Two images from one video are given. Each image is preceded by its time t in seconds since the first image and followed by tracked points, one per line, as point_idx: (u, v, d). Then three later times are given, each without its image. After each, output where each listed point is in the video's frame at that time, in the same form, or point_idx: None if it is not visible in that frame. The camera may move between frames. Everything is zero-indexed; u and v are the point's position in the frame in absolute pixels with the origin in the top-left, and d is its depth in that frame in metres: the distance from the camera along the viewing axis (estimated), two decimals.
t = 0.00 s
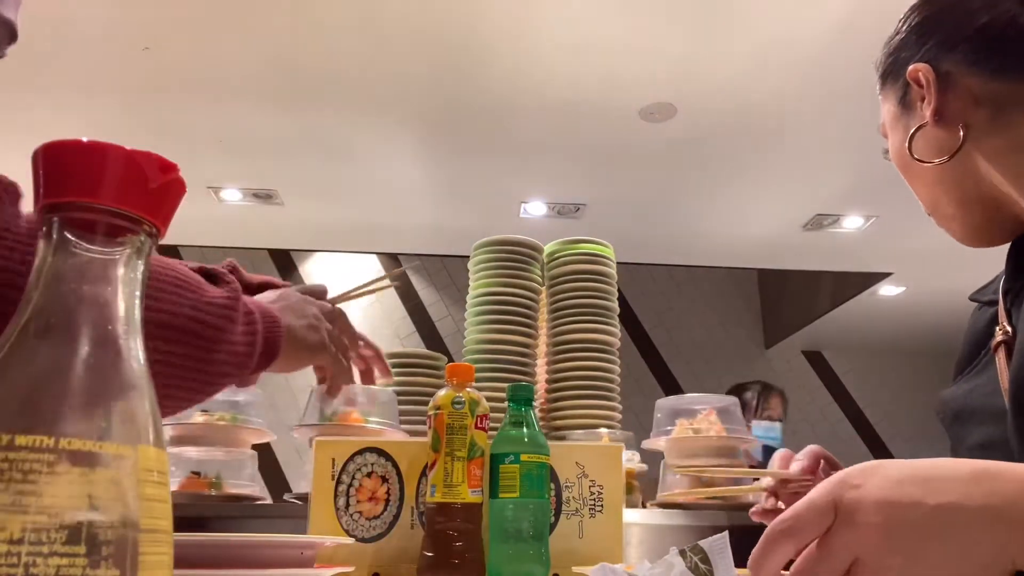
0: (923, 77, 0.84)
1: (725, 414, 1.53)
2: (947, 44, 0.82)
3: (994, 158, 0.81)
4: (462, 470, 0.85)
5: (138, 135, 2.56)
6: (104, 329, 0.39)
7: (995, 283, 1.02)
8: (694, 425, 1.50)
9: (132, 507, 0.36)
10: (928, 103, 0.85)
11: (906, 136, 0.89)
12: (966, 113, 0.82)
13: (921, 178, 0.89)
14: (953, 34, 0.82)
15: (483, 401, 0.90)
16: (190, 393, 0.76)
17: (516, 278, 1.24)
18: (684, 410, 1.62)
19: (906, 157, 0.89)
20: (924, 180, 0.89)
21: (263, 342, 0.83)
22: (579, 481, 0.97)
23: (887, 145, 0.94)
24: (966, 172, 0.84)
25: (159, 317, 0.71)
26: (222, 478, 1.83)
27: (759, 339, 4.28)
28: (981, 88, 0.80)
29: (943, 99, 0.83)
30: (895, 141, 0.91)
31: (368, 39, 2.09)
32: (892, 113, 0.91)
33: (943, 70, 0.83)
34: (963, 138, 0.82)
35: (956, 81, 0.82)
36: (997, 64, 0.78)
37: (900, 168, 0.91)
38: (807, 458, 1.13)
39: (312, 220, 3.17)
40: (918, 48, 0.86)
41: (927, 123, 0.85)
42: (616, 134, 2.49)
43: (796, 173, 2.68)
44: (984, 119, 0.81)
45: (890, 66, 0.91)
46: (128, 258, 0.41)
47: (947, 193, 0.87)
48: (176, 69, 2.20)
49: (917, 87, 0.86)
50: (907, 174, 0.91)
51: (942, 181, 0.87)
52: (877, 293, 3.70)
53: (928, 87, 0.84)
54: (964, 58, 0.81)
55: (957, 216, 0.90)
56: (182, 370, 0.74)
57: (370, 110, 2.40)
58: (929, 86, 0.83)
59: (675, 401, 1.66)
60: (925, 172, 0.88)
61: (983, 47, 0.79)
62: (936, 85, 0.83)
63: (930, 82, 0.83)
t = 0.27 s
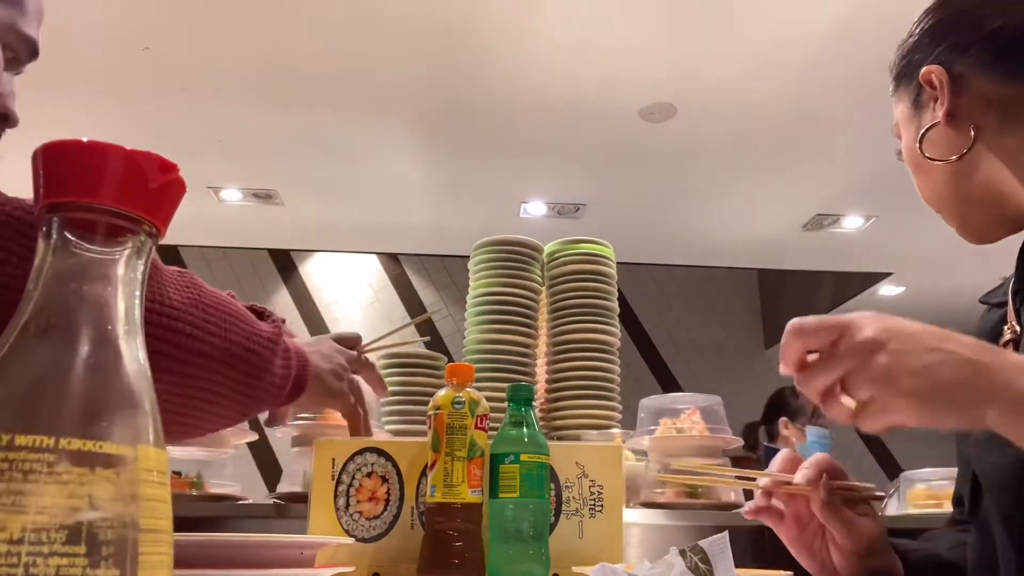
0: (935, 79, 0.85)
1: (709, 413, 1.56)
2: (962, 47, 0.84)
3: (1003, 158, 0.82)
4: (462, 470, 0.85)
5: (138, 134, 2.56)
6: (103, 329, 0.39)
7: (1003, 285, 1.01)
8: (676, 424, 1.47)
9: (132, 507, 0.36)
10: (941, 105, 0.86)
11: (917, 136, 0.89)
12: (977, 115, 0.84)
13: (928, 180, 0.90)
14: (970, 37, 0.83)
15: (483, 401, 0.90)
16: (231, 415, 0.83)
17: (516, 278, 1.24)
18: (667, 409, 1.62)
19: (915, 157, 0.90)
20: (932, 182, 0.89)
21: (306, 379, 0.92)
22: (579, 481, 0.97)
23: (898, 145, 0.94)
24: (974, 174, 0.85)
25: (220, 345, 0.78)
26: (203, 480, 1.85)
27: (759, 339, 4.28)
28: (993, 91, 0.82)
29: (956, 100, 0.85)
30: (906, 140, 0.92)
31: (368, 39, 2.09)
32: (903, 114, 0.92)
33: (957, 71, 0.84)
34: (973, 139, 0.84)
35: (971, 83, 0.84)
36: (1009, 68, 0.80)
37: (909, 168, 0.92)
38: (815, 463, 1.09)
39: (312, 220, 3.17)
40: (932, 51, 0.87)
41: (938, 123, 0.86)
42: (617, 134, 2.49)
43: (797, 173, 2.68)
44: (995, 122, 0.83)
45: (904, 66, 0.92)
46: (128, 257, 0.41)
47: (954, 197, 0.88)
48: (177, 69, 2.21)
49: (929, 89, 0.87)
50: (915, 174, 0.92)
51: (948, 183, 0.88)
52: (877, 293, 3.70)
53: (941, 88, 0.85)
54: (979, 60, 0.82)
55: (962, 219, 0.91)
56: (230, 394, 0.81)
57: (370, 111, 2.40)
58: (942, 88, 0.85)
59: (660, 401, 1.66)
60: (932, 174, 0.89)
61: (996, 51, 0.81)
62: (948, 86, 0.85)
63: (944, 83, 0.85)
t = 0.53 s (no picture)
0: (960, 87, 0.81)
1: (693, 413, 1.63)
2: (988, 56, 0.80)
3: None
4: (462, 470, 0.85)
5: (138, 135, 2.56)
6: (103, 328, 0.39)
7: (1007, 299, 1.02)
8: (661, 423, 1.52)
9: (132, 507, 0.36)
10: (966, 114, 0.81)
11: (942, 144, 0.85)
12: (1003, 124, 0.80)
13: (950, 190, 0.86)
14: (995, 45, 0.79)
15: (483, 401, 0.90)
16: (228, 444, 0.85)
17: (516, 278, 1.23)
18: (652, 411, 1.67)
19: (938, 165, 0.86)
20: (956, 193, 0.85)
21: (297, 406, 0.96)
22: (579, 481, 0.97)
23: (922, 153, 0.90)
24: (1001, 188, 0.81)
25: (229, 376, 0.79)
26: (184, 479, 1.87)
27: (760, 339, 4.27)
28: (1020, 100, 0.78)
29: (982, 111, 0.81)
30: (927, 147, 0.88)
31: (368, 39, 2.09)
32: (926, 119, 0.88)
33: (982, 80, 0.80)
34: (998, 148, 0.80)
35: (996, 92, 0.80)
36: None
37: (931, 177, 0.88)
38: (806, 470, 1.06)
39: (313, 220, 3.17)
40: (958, 59, 0.83)
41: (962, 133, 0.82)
42: (617, 134, 2.49)
43: (797, 173, 2.68)
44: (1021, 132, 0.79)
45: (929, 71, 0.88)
46: (128, 257, 0.41)
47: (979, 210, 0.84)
48: (177, 69, 2.21)
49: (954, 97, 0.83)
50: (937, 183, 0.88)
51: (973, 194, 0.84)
52: (877, 293, 3.69)
53: (965, 96, 0.81)
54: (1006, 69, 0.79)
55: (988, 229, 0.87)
56: (232, 423, 0.83)
57: (370, 111, 2.41)
58: (968, 95, 0.81)
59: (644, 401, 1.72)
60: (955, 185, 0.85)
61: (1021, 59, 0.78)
62: (974, 94, 0.81)
63: (969, 91, 0.81)
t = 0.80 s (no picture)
0: (983, 103, 0.90)
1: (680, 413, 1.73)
2: (1009, 76, 0.89)
3: None
4: (462, 470, 0.85)
5: (138, 135, 2.56)
6: (103, 328, 0.39)
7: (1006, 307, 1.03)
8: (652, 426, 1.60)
9: (132, 508, 0.36)
10: (987, 128, 0.91)
11: (964, 156, 0.94)
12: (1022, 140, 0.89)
13: (969, 199, 0.95)
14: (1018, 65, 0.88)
15: (483, 401, 0.90)
16: (221, 451, 0.85)
17: (516, 278, 1.23)
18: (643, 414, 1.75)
19: (959, 176, 0.95)
20: (975, 202, 0.94)
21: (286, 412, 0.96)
22: (579, 481, 0.97)
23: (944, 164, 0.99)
24: (1019, 197, 0.90)
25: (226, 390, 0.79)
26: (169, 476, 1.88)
27: (760, 339, 4.27)
28: None
29: (1002, 125, 0.89)
30: (950, 159, 0.97)
31: (368, 39, 2.09)
32: (950, 135, 0.97)
33: (1003, 97, 0.89)
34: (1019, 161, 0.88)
35: (1016, 107, 0.88)
36: None
37: (954, 187, 0.97)
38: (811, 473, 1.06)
39: (313, 220, 3.17)
40: (981, 78, 0.92)
41: (984, 147, 0.91)
42: (617, 134, 2.49)
43: (797, 173, 2.68)
44: None
45: (954, 89, 0.97)
46: (128, 257, 0.41)
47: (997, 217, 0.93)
48: (177, 69, 2.21)
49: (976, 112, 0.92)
50: (958, 193, 0.96)
51: (991, 203, 0.92)
52: (877, 293, 3.69)
53: (988, 113, 0.90)
54: None
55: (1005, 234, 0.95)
56: (226, 433, 0.83)
57: (370, 110, 2.40)
58: (991, 111, 0.90)
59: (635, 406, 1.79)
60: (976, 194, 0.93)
61: None
62: (996, 110, 0.90)
63: (990, 108, 0.90)
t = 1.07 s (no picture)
0: (985, 124, 0.95)
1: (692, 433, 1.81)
2: (1011, 100, 0.94)
3: None
4: (462, 470, 0.85)
5: (138, 136, 2.56)
6: (103, 328, 0.39)
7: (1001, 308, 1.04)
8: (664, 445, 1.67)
9: (132, 508, 0.36)
10: (989, 148, 0.95)
11: (964, 174, 0.98)
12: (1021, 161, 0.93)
13: (969, 216, 0.98)
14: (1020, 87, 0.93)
15: (483, 401, 0.90)
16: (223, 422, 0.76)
17: (516, 278, 1.23)
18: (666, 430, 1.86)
19: (960, 193, 0.99)
20: (976, 218, 0.97)
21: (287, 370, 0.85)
22: (579, 481, 0.97)
23: (942, 182, 1.03)
24: (1016, 215, 0.94)
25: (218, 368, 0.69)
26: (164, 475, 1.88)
27: (760, 339, 4.27)
28: None
29: (1004, 145, 0.94)
30: (950, 177, 1.01)
31: (367, 39, 2.09)
32: (949, 154, 1.01)
33: (1004, 119, 0.94)
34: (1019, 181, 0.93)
35: (1016, 130, 0.93)
36: None
37: (953, 204, 1.00)
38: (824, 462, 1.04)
39: (314, 221, 3.17)
40: (983, 100, 0.97)
41: (984, 166, 0.95)
42: (617, 134, 2.49)
43: (796, 173, 2.68)
44: None
45: (954, 111, 1.01)
46: (128, 258, 0.41)
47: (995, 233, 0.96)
48: (177, 70, 2.21)
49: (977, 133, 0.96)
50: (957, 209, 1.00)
51: (990, 222, 0.96)
52: (877, 293, 3.69)
53: (990, 133, 0.94)
54: None
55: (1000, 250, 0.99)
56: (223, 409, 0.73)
57: (370, 110, 2.40)
58: (993, 131, 0.94)
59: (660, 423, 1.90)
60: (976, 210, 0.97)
61: None
62: (997, 131, 0.94)
63: (994, 128, 0.94)
